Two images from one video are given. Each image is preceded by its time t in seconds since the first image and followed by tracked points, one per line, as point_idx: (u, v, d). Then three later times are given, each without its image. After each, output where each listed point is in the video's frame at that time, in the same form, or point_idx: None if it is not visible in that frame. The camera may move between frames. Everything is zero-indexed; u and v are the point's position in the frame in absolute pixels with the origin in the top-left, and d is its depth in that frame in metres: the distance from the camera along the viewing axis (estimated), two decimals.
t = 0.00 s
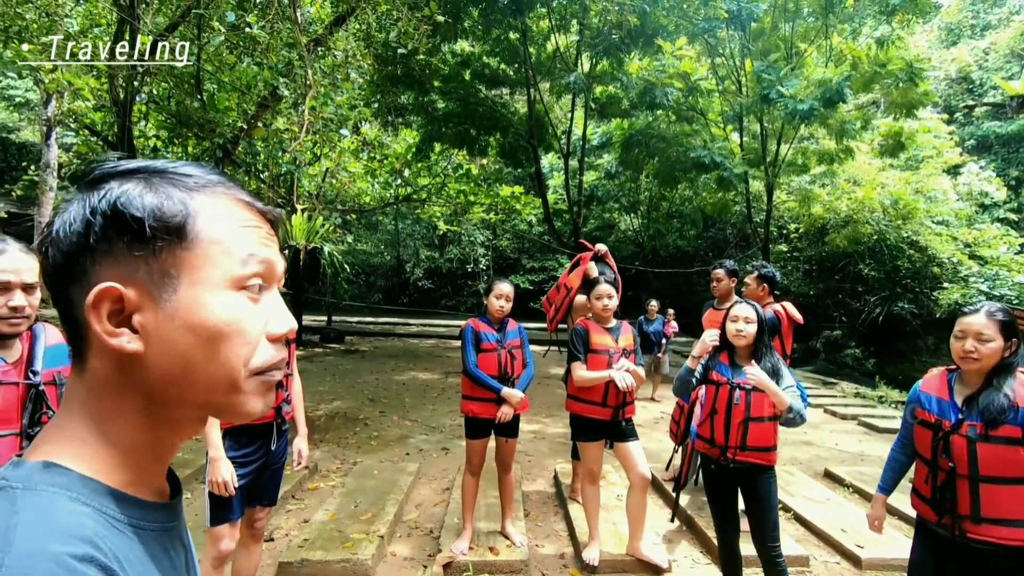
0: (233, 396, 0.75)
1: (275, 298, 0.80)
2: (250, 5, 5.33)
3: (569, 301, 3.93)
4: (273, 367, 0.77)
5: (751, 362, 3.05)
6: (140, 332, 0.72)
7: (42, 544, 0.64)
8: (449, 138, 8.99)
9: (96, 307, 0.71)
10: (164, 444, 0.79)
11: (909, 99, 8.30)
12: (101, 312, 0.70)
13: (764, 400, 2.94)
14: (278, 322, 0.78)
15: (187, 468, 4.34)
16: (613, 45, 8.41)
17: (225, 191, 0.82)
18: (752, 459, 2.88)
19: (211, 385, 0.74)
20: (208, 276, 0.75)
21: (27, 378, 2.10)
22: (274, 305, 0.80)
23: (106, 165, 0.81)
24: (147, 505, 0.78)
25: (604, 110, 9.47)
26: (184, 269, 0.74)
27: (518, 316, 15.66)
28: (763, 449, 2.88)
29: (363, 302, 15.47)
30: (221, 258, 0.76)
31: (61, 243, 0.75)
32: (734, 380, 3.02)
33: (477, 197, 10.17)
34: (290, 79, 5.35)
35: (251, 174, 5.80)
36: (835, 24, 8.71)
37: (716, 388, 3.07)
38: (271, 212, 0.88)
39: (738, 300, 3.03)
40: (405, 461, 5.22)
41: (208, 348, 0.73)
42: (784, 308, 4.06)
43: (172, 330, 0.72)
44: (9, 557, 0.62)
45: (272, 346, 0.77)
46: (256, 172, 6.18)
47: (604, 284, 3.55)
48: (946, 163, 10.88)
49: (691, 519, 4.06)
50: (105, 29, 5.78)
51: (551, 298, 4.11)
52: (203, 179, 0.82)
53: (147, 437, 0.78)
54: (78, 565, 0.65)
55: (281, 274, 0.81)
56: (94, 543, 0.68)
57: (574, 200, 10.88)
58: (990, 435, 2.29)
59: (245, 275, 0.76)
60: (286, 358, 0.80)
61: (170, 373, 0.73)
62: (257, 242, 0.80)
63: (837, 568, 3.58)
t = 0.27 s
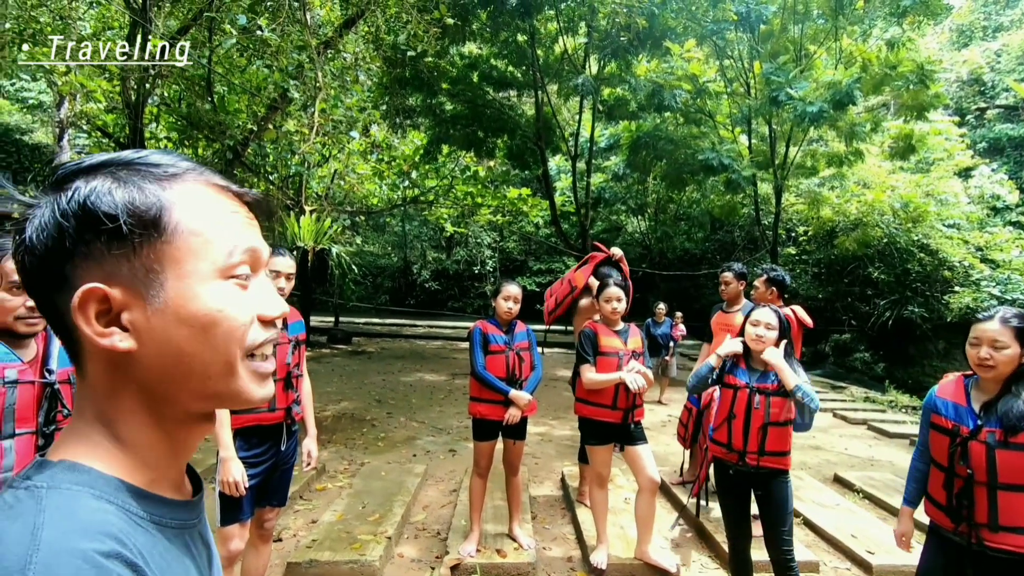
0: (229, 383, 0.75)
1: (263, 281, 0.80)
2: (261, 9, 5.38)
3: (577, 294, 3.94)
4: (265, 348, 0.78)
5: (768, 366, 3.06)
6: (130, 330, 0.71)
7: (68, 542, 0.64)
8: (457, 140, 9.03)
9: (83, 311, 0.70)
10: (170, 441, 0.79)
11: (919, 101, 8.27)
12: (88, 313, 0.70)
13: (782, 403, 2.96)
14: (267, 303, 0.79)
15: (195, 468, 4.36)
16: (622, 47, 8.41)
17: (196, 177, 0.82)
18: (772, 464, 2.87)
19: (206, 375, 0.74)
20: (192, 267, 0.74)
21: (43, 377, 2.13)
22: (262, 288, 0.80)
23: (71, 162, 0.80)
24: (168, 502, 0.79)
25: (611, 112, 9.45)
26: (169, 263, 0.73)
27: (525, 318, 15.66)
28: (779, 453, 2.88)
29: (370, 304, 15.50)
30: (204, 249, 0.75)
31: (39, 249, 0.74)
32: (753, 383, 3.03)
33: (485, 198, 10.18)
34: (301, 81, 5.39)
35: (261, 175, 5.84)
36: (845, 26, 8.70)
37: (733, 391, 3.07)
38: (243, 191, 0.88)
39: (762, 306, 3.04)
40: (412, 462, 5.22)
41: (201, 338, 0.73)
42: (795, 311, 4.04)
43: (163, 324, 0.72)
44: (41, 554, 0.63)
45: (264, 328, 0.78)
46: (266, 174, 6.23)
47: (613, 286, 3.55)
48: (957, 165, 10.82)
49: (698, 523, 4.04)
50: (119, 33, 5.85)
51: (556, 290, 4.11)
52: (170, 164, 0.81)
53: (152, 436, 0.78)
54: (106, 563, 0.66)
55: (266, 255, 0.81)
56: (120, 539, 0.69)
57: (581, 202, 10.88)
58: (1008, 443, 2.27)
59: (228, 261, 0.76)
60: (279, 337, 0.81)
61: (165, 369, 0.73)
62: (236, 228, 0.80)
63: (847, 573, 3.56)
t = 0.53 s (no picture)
0: (238, 382, 0.75)
1: (272, 281, 0.80)
2: (271, 8, 5.40)
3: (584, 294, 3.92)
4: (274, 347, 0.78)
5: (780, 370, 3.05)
6: (142, 327, 0.71)
7: (86, 537, 0.64)
8: (464, 140, 9.04)
9: (96, 308, 0.70)
10: (176, 439, 0.79)
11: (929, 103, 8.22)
12: (100, 311, 0.69)
13: (794, 405, 2.96)
14: (277, 302, 0.79)
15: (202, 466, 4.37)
16: (630, 47, 8.39)
17: (206, 174, 0.81)
18: (784, 467, 2.86)
19: (214, 374, 0.74)
20: (204, 265, 0.74)
21: (53, 372, 2.14)
22: (271, 289, 0.80)
23: (79, 157, 0.79)
24: (172, 499, 0.78)
25: (618, 113, 9.42)
26: (183, 261, 0.73)
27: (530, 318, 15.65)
28: (789, 457, 2.87)
29: (376, 303, 15.52)
30: (216, 247, 0.75)
31: (49, 244, 0.73)
32: (767, 385, 3.00)
33: (491, 199, 10.17)
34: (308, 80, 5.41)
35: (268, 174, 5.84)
36: (854, 27, 8.67)
37: (743, 392, 3.03)
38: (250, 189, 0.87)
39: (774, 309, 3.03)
40: (417, 462, 5.22)
41: (211, 337, 0.73)
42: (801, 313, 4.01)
43: (175, 322, 0.71)
44: (58, 550, 0.62)
45: (272, 328, 0.78)
46: (274, 174, 6.25)
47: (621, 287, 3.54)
48: (967, 168, 10.74)
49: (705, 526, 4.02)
50: (129, 32, 5.88)
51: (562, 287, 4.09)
52: (179, 161, 0.81)
53: (160, 435, 0.77)
54: (125, 556, 0.66)
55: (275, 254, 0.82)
56: (134, 533, 0.69)
57: (588, 203, 10.86)
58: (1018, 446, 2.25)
59: (239, 260, 0.76)
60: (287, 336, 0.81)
61: (175, 369, 0.73)
62: (246, 226, 0.80)
63: None
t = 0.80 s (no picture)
0: (257, 372, 0.75)
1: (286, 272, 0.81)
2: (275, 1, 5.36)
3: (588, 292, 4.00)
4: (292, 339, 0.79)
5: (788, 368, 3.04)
6: (167, 316, 0.70)
7: (85, 537, 0.63)
8: (468, 136, 9.04)
9: (124, 296, 0.68)
10: (190, 431, 0.78)
11: (938, 99, 8.17)
12: (127, 298, 0.68)
13: (802, 404, 2.93)
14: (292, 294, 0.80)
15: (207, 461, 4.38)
16: (636, 43, 8.36)
17: (219, 160, 0.81)
18: (785, 465, 2.85)
19: (237, 365, 0.73)
20: (229, 255, 0.74)
21: (60, 365, 2.13)
22: (285, 279, 0.81)
23: (84, 139, 0.76)
24: (179, 494, 0.77)
25: (624, 109, 9.37)
26: (207, 250, 0.73)
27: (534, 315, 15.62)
28: (794, 456, 2.85)
29: (380, 300, 15.52)
30: (240, 237, 0.75)
31: (63, 229, 0.70)
32: (773, 381, 2.99)
33: (496, 195, 10.17)
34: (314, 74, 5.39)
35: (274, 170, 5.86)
36: (862, 23, 8.62)
37: (749, 387, 3.02)
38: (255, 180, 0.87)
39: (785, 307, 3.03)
40: (422, 457, 5.22)
41: (236, 327, 0.73)
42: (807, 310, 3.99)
43: (201, 312, 0.71)
44: (57, 551, 0.62)
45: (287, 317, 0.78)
46: (279, 170, 6.26)
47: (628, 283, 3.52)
48: (975, 165, 10.68)
49: (711, 524, 4.02)
50: (135, 28, 5.88)
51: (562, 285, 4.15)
52: (191, 147, 0.80)
53: (173, 429, 0.76)
54: (125, 558, 0.65)
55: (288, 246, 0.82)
56: (136, 533, 0.68)
57: (592, 200, 10.82)
58: None
59: (262, 250, 0.76)
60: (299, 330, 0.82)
61: (197, 359, 0.72)
62: (263, 217, 0.80)
63: None
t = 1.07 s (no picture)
0: (275, 363, 0.73)
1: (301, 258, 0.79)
2: None
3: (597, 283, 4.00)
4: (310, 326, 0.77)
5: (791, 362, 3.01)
6: (183, 307, 0.68)
7: (106, 542, 0.61)
8: (471, 131, 9.00)
9: (137, 287, 0.66)
10: (204, 426, 0.76)
11: (942, 95, 8.14)
12: (140, 290, 0.66)
13: (805, 402, 2.90)
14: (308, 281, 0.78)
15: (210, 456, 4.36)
16: (640, 37, 8.34)
17: (228, 143, 0.79)
18: (789, 463, 2.83)
19: (255, 356, 0.71)
20: (243, 242, 0.72)
21: (64, 360, 2.11)
22: (299, 267, 0.79)
23: (87, 124, 0.73)
24: (199, 494, 0.75)
25: (626, 104, 9.34)
26: (223, 238, 0.71)
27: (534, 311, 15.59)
28: (798, 453, 2.84)
29: (381, 295, 15.48)
30: (255, 222, 0.73)
31: (71, 220, 0.68)
32: (774, 378, 2.96)
33: (498, 190, 10.15)
34: (317, 66, 5.35)
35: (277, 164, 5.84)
36: (867, 18, 8.59)
37: (751, 386, 2.99)
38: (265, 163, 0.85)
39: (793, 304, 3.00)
40: (425, 453, 5.21)
41: (254, 317, 0.71)
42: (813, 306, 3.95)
43: (218, 302, 0.69)
44: (77, 558, 0.60)
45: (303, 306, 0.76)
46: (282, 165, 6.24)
47: (633, 279, 3.51)
48: (979, 161, 10.65)
49: (715, 520, 4.01)
50: (135, 20, 5.83)
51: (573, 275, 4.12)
52: (197, 129, 0.77)
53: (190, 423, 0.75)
54: (150, 563, 0.63)
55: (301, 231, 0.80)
56: (159, 537, 0.66)
57: (595, 195, 10.77)
58: None
59: (276, 236, 0.75)
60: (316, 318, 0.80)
61: (214, 351, 0.70)
62: (276, 202, 0.78)
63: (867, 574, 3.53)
